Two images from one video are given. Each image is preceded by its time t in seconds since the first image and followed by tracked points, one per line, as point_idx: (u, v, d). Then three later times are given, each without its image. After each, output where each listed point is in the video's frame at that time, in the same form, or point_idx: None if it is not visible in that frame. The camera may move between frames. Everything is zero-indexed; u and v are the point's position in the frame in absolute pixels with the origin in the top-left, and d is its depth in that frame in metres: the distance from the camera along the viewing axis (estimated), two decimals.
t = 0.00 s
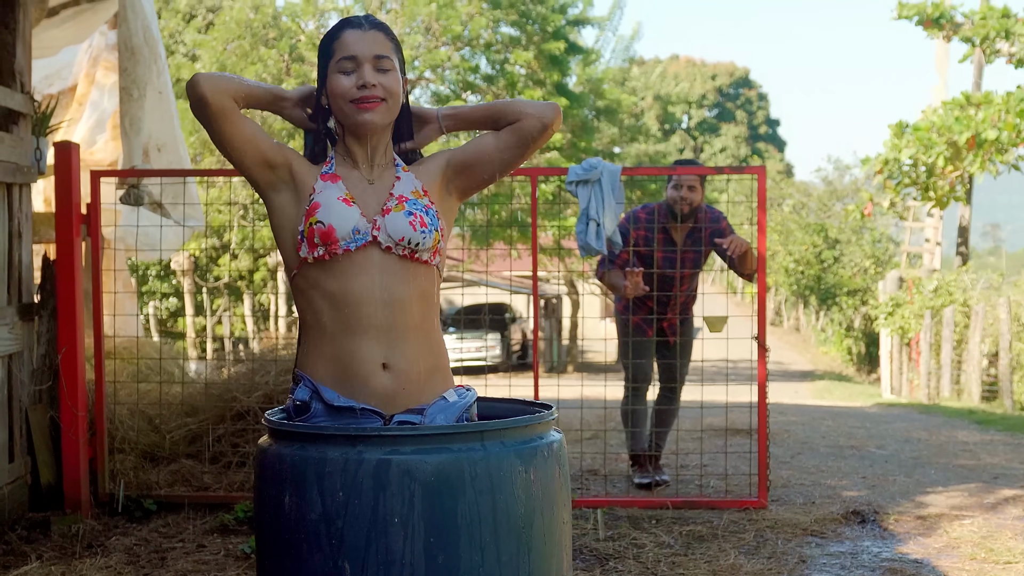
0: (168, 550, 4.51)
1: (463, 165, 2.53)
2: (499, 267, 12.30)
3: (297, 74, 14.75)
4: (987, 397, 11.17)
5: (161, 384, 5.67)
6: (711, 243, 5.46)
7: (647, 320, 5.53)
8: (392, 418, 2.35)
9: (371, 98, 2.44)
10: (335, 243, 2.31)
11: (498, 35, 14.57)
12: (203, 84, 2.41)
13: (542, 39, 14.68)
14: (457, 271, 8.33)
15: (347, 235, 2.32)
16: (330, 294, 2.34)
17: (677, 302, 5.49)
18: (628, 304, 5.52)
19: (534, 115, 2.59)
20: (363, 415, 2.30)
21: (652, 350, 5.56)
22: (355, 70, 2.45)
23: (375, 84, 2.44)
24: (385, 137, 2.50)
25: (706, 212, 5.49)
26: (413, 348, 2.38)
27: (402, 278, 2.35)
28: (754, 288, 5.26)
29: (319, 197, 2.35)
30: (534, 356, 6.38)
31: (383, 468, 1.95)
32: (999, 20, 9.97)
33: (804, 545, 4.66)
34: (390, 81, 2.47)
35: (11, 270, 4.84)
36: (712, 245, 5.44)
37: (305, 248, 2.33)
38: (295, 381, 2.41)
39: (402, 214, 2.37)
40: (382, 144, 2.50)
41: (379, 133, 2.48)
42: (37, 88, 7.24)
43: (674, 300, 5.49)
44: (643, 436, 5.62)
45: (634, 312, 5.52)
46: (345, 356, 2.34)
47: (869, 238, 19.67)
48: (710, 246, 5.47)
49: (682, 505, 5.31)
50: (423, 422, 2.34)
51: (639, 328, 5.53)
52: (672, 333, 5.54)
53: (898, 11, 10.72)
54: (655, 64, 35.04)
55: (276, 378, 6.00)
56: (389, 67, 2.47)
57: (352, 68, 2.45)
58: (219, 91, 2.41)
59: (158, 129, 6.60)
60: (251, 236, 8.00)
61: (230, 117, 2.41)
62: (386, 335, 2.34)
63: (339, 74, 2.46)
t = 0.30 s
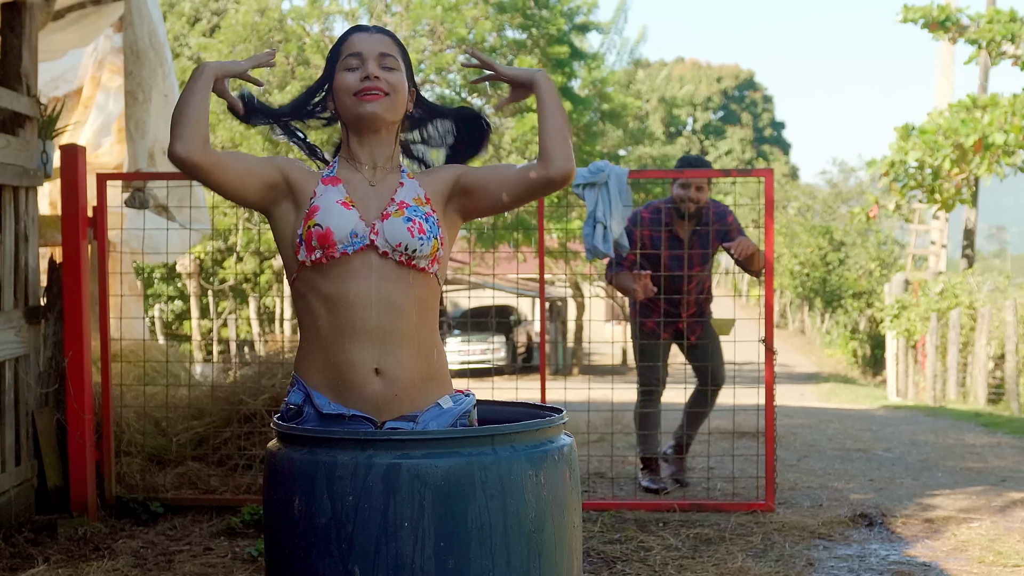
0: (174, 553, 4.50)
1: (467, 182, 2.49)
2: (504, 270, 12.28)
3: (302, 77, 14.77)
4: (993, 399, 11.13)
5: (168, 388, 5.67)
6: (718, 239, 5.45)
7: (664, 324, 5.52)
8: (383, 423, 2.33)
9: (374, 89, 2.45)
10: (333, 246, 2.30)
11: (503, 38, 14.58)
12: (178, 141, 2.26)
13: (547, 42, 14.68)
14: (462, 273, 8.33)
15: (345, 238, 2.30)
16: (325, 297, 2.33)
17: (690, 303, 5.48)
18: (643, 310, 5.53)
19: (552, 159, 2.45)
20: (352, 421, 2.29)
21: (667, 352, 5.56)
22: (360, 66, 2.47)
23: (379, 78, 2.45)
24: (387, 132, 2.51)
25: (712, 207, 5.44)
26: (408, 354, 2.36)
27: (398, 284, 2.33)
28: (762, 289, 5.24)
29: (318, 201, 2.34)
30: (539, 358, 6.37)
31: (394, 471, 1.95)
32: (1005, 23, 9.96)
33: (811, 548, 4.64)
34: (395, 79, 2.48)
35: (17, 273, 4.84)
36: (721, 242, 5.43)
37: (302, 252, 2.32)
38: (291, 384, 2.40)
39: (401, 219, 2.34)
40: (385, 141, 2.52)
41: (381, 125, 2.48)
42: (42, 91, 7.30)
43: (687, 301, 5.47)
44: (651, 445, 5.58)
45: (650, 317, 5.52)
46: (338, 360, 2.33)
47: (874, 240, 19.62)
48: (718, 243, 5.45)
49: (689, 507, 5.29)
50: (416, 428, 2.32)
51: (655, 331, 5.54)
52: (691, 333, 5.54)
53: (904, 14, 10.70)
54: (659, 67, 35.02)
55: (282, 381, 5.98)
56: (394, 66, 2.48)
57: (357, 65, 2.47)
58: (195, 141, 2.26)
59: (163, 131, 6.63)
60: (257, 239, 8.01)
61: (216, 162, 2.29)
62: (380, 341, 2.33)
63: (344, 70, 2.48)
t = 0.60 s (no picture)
0: (179, 552, 4.49)
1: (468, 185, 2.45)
2: (508, 269, 12.29)
3: (307, 76, 14.78)
4: (998, 399, 11.10)
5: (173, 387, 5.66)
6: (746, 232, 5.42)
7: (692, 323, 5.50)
8: (390, 425, 2.32)
9: (380, 77, 2.42)
10: (339, 253, 2.29)
11: (507, 38, 14.58)
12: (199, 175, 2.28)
13: (551, 41, 14.68)
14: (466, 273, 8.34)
15: (352, 244, 2.29)
16: (332, 299, 2.32)
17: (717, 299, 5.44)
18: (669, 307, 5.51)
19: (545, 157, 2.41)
20: (360, 421, 2.28)
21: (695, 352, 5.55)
22: (366, 60, 2.44)
23: (385, 66, 2.42)
24: (393, 124, 2.48)
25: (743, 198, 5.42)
26: (416, 356, 2.34)
27: (405, 287, 2.32)
28: (769, 288, 5.22)
29: (325, 206, 2.33)
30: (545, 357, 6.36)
31: (401, 473, 1.94)
32: (1011, 23, 9.93)
33: (817, 548, 4.62)
34: (401, 71, 2.45)
35: (22, 272, 4.84)
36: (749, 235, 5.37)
37: (310, 258, 2.31)
38: (299, 384, 2.40)
39: (407, 224, 2.32)
40: (390, 134, 2.49)
41: (389, 113, 2.44)
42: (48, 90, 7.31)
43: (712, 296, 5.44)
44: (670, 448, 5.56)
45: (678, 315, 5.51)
46: (345, 362, 2.32)
47: (879, 239, 19.60)
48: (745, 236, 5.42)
49: (695, 507, 5.28)
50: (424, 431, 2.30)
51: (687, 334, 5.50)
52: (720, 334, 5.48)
53: (908, 13, 10.68)
54: (664, 67, 35.02)
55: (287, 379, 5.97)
56: (400, 58, 2.46)
57: (364, 58, 2.45)
58: (220, 176, 2.29)
59: (167, 131, 6.62)
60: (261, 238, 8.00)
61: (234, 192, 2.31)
62: (387, 343, 2.31)
63: (351, 64, 2.46)
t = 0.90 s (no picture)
0: (184, 544, 4.50)
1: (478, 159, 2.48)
2: (513, 261, 12.28)
3: (311, 67, 14.76)
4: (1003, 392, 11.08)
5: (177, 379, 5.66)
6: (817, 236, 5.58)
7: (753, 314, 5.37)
8: (401, 417, 2.31)
9: (395, 88, 2.39)
10: (348, 238, 2.29)
11: (511, 29, 14.55)
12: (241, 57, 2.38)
13: (556, 33, 14.63)
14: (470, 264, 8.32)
15: (360, 229, 2.29)
16: (341, 288, 2.32)
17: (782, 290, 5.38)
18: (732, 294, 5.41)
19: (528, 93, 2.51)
20: (370, 414, 2.26)
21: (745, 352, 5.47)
22: (381, 63, 2.40)
23: (400, 75, 2.39)
24: (408, 128, 2.45)
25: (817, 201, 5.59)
26: (424, 347, 2.33)
27: (414, 275, 2.32)
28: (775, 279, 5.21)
29: (336, 192, 2.32)
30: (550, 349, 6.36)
31: (406, 465, 1.93)
32: (1017, 13, 9.88)
33: (822, 541, 4.62)
34: (417, 75, 2.42)
35: (26, 263, 4.84)
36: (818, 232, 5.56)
37: (319, 242, 2.32)
38: (308, 378, 2.39)
39: (416, 210, 2.33)
40: (404, 136, 2.46)
41: (402, 125, 2.42)
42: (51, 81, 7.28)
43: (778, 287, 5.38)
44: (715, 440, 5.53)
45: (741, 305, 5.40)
46: (355, 353, 2.31)
47: (884, 231, 19.56)
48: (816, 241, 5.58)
49: (699, 499, 5.28)
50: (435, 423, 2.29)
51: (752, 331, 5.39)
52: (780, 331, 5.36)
53: (914, 3, 10.62)
54: (669, 58, 34.93)
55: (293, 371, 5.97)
56: (416, 62, 2.42)
57: (379, 60, 2.41)
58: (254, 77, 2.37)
59: (171, 123, 6.76)
60: (265, 229, 8.01)
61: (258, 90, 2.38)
62: (396, 332, 2.30)
63: (365, 66, 2.42)
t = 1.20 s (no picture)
0: (181, 542, 4.49)
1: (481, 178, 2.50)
2: (511, 259, 12.27)
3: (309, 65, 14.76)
4: (1000, 391, 11.09)
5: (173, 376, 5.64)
6: (861, 228, 5.48)
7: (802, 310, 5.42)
8: (400, 415, 2.30)
9: (390, 96, 2.38)
10: (351, 230, 2.28)
11: (510, 27, 14.53)
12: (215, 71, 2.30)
13: (554, 30, 14.62)
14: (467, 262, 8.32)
15: (364, 223, 2.28)
16: (341, 285, 2.30)
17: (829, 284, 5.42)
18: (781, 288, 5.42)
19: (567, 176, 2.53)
20: (371, 412, 2.25)
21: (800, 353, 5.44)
22: (377, 70, 2.39)
23: (395, 84, 2.38)
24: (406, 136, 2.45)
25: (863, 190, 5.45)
26: (422, 343, 2.32)
27: (414, 271, 2.32)
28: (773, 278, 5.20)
29: (338, 186, 2.31)
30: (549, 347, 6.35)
31: (403, 463, 1.92)
32: (1015, 12, 9.88)
33: (819, 540, 4.62)
34: (414, 83, 2.41)
35: (24, 261, 4.83)
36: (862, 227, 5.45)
37: (319, 236, 2.29)
38: (305, 377, 2.36)
39: (420, 208, 2.33)
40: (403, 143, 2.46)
41: (398, 132, 2.42)
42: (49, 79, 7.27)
43: (825, 281, 5.41)
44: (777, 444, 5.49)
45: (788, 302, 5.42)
46: (354, 350, 2.29)
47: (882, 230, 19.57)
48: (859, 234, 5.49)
49: (697, 498, 5.27)
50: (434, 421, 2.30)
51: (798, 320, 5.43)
52: (827, 325, 5.43)
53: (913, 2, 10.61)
54: (668, 57, 34.92)
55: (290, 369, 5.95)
56: (413, 70, 2.41)
57: (375, 69, 2.40)
58: (226, 80, 2.31)
59: (170, 120, 6.70)
60: (263, 227, 8.00)
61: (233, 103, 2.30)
62: (396, 328, 2.30)
63: (362, 73, 2.41)
